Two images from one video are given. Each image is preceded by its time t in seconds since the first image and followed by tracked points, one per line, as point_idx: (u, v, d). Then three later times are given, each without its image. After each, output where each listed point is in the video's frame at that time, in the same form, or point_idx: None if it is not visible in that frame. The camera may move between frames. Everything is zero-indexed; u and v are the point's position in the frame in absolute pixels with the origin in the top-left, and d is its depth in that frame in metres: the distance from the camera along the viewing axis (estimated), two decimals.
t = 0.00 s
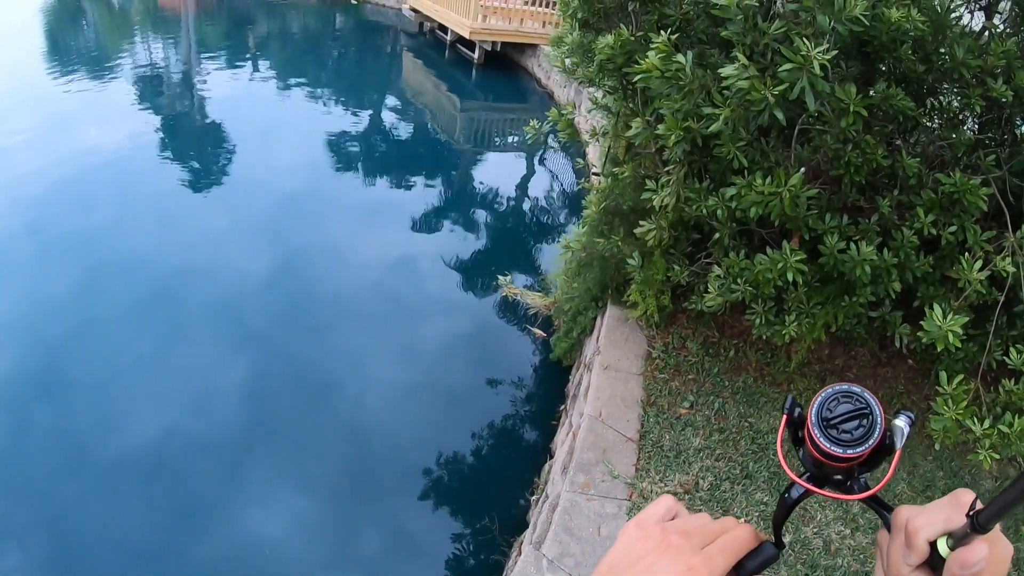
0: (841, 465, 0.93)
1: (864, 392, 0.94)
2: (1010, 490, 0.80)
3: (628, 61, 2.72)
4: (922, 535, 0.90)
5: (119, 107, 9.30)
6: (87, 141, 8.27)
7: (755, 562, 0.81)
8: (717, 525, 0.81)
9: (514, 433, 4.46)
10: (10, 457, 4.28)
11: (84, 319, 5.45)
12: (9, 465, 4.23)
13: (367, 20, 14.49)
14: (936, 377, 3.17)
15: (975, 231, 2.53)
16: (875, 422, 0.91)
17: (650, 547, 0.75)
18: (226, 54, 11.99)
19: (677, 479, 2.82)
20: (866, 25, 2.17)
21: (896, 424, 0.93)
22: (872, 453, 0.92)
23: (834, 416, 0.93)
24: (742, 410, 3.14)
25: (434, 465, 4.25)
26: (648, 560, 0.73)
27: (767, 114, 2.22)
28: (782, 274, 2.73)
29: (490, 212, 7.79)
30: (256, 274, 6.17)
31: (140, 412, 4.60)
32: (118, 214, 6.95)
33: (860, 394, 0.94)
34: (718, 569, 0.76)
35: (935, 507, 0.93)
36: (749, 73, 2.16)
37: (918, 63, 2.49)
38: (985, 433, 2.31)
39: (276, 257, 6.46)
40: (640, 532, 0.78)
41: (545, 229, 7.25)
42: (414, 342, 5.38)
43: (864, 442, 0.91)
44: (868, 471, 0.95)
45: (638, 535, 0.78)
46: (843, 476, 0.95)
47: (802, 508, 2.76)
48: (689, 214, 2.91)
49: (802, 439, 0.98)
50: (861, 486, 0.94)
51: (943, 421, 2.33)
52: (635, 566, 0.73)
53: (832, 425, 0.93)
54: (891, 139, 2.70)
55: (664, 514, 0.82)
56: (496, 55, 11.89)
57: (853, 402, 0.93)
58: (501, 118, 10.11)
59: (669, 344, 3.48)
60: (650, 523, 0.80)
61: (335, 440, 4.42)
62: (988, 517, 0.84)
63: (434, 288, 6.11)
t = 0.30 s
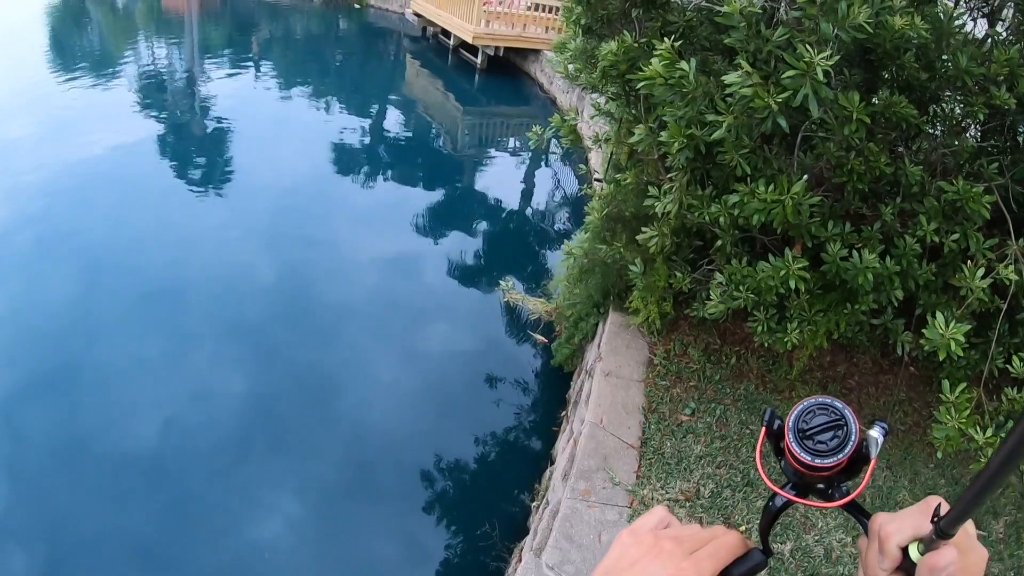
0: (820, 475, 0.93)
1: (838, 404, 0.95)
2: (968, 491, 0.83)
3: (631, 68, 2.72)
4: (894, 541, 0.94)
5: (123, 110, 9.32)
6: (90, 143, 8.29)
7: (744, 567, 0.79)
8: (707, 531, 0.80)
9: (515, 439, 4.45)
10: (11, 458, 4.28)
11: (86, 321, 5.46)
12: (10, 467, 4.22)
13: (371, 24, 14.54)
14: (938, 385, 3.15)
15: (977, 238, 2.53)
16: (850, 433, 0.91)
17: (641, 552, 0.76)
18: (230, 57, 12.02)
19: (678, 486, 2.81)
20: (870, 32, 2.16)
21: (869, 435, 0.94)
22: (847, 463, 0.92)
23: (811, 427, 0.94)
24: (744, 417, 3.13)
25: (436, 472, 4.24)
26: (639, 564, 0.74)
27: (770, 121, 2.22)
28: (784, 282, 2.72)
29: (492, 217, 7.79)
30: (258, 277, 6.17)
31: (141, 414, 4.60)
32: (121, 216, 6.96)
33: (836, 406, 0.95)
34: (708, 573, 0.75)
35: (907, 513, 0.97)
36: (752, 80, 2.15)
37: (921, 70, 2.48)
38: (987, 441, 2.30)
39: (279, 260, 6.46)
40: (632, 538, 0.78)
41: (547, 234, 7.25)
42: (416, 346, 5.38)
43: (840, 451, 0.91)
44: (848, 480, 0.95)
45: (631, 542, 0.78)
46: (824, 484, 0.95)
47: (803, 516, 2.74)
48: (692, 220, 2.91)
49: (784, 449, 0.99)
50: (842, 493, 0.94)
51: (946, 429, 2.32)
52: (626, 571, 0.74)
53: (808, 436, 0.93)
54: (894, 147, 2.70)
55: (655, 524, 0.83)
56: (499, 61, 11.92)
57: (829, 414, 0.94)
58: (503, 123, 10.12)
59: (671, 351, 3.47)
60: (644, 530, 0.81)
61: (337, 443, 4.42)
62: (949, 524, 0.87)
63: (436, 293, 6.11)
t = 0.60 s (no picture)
0: (830, 483, 0.94)
1: (852, 410, 0.95)
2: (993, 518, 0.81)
3: (633, 75, 2.73)
4: (906, 555, 0.94)
5: (127, 113, 9.35)
6: (94, 146, 8.32)
7: (751, 570, 0.78)
8: (713, 532, 0.81)
9: (516, 443, 4.45)
10: (12, 459, 4.29)
11: (89, 323, 5.48)
12: (12, 468, 4.24)
13: (374, 29, 14.59)
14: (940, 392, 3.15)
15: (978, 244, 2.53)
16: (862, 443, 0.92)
17: (645, 554, 0.77)
18: (233, 61, 12.07)
19: (679, 492, 2.81)
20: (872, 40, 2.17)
21: (884, 443, 0.94)
22: (859, 472, 0.93)
23: (823, 434, 0.94)
24: (745, 424, 3.13)
25: (437, 477, 4.24)
26: (643, 566, 0.75)
27: (772, 128, 2.23)
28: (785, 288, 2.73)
29: (495, 222, 7.80)
30: (260, 280, 6.19)
31: (143, 416, 4.62)
32: (124, 219, 6.99)
33: (850, 412, 0.95)
34: None
35: (921, 527, 0.96)
36: (754, 87, 2.16)
37: (922, 77, 2.49)
38: (988, 449, 2.30)
39: (281, 264, 6.48)
40: (636, 539, 0.80)
41: (550, 240, 7.26)
42: (418, 350, 5.40)
43: (852, 461, 0.92)
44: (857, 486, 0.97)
45: (635, 543, 0.80)
46: (834, 489, 0.96)
47: (804, 522, 2.74)
48: (694, 227, 2.91)
49: (793, 454, 0.98)
50: (850, 500, 0.96)
51: (947, 435, 2.32)
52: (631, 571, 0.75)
53: (820, 444, 0.94)
54: (895, 153, 2.71)
55: (660, 523, 0.84)
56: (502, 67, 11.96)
57: (843, 421, 0.94)
58: (506, 129, 10.15)
59: (672, 358, 3.47)
60: (648, 530, 0.82)
61: (338, 447, 4.43)
62: (963, 547, 0.86)
63: (438, 297, 6.12)
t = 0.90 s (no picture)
0: (737, 475, 1.07)
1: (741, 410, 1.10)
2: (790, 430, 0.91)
3: (638, 83, 2.75)
4: (781, 500, 0.96)
5: (135, 121, 9.43)
6: (103, 154, 8.39)
7: None
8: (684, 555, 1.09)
9: (522, 450, 4.46)
10: (23, 465, 4.32)
11: (98, 329, 5.53)
12: (24, 473, 4.27)
13: (380, 37, 14.69)
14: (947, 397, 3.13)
15: (984, 250, 2.53)
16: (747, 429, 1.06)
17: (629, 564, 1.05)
18: (241, 69, 12.16)
19: (684, 498, 2.81)
20: (874, 47, 2.18)
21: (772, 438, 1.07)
22: (748, 462, 1.07)
23: (719, 430, 1.09)
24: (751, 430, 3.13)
25: (444, 485, 4.25)
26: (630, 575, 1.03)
27: (776, 135, 2.23)
28: (790, 295, 2.73)
29: (501, 229, 7.83)
30: (268, 287, 6.23)
31: (151, 422, 4.65)
32: (133, 226, 7.03)
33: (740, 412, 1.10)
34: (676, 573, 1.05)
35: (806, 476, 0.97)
36: (757, 95, 2.18)
37: (926, 83, 2.49)
38: (994, 456, 2.29)
39: (288, 270, 6.52)
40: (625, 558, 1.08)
41: (556, 247, 7.28)
42: (424, 356, 5.41)
43: (741, 445, 1.06)
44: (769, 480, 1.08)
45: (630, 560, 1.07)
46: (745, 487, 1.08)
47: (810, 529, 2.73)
48: (699, 234, 2.92)
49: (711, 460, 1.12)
50: (762, 489, 1.07)
51: (952, 442, 2.32)
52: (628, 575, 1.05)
53: (716, 437, 1.09)
54: (899, 159, 2.71)
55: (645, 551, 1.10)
56: (508, 74, 12.01)
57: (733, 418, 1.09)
58: (512, 136, 10.18)
59: (678, 364, 3.47)
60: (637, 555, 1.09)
61: (345, 453, 4.45)
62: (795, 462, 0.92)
63: (445, 304, 6.14)
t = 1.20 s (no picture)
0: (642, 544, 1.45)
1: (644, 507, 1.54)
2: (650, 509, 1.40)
3: (634, 79, 2.73)
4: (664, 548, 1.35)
5: (140, 133, 9.49)
6: (109, 167, 8.45)
7: None
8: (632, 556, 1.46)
9: (531, 448, 4.45)
10: (40, 479, 4.35)
11: (110, 342, 5.56)
12: (43, 486, 4.31)
13: (380, 41, 14.73)
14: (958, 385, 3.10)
15: (990, 236, 2.50)
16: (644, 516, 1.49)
17: None
18: (243, 78, 12.21)
19: (694, 495, 2.81)
20: (870, 35, 2.15)
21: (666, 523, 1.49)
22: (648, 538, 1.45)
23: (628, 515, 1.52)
24: (760, 425, 3.11)
25: (454, 487, 4.24)
26: None
27: (774, 127, 2.21)
28: (795, 287, 2.71)
29: (507, 228, 7.82)
30: (278, 294, 6.27)
31: (166, 432, 4.68)
32: (141, 238, 7.08)
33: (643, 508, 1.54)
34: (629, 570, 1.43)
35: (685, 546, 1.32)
36: (754, 87, 2.16)
37: (925, 69, 2.47)
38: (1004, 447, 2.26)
39: (296, 277, 6.55)
40: None
41: (562, 245, 7.27)
42: (434, 357, 5.43)
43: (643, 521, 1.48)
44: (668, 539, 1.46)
45: None
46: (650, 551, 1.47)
47: (822, 523, 2.71)
48: (702, 229, 2.90)
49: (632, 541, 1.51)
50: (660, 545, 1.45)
51: (962, 434, 2.28)
52: None
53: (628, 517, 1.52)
54: (902, 147, 2.68)
55: None
56: (508, 74, 12.02)
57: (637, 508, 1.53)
58: (515, 135, 10.19)
59: (685, 360, 3.44)
60: None
61: (359, 456, 4.47)
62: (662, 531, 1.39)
63: (453, 305, 6.14)
